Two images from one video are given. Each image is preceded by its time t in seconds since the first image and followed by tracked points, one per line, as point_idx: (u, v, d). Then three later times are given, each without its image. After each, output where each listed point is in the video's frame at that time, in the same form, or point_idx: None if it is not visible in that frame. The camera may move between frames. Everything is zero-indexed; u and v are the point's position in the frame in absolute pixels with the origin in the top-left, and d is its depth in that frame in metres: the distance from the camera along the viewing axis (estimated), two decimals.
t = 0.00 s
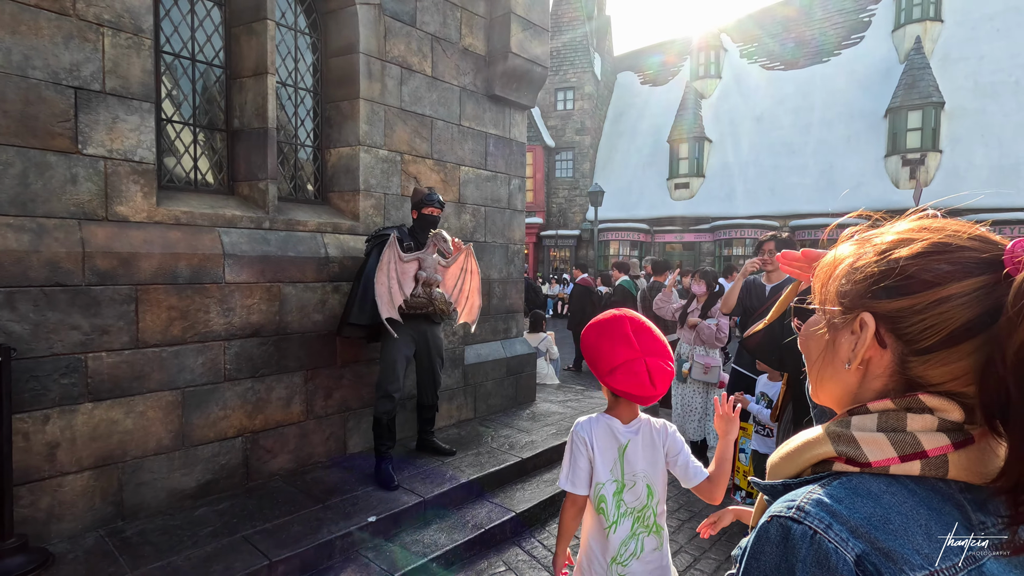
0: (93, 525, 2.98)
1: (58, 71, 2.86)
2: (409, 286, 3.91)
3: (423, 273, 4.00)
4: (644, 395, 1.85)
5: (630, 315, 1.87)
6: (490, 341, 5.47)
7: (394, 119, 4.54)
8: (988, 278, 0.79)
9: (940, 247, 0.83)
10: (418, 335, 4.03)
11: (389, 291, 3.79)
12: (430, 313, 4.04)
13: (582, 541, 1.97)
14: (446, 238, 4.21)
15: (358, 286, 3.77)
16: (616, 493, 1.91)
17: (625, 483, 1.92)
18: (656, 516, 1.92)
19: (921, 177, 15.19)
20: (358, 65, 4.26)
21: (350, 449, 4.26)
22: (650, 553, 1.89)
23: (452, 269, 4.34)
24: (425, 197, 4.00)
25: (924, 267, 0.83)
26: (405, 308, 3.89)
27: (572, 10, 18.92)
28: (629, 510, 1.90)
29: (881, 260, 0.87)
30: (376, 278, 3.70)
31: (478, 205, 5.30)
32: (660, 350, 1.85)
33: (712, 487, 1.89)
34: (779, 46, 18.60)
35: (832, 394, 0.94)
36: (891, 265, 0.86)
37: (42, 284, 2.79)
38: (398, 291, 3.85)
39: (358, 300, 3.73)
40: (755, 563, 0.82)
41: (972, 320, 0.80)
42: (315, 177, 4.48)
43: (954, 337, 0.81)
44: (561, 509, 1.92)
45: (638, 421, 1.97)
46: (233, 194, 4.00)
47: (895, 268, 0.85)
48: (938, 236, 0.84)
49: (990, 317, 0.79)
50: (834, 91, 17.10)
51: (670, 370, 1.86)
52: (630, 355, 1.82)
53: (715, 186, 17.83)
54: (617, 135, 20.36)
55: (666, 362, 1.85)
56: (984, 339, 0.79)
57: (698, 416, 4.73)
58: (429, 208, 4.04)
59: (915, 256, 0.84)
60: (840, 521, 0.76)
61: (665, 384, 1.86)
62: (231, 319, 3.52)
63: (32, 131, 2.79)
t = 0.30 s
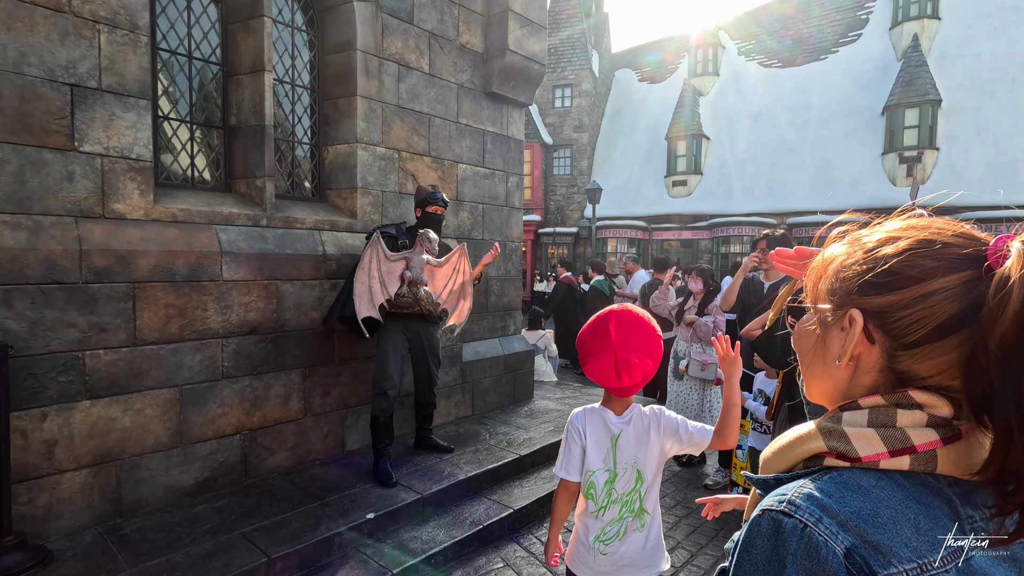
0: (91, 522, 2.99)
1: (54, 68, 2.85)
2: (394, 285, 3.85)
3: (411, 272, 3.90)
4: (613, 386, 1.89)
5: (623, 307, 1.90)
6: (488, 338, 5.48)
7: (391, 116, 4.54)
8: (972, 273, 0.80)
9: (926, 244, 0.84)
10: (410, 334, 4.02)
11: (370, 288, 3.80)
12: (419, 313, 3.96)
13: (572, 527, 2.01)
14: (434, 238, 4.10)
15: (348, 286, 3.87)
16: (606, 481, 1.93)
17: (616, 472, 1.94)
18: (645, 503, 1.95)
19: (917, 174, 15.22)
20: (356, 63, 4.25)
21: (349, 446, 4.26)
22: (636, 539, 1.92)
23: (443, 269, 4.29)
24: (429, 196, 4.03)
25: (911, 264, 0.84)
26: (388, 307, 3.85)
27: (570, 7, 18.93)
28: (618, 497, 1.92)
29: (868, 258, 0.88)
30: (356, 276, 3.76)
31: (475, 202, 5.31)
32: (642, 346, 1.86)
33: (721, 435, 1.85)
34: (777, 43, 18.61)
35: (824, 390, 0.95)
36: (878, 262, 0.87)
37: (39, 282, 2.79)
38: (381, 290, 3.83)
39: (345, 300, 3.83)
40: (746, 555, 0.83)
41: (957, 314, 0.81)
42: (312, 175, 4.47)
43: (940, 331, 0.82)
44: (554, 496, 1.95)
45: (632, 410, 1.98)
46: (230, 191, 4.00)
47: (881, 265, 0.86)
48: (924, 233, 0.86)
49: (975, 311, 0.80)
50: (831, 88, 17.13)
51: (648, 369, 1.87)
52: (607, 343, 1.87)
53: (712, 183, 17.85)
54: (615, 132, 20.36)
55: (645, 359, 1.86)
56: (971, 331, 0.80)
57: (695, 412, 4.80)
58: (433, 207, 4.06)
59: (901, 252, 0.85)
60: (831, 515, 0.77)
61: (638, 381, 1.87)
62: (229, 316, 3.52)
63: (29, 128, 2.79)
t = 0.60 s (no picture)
0: (92, 517, 2.97)
1: (55, 60, 2.83)
2: (380, 282, 3.85)
3: (397, 269, 3.86)
4: (608, 378, 1.88)
5: (609, 298, 1.88)
6: (489, 334, 5.47)
7: (392, 111, 4.51)
8: (989, 243, 0.80)
9: (942, 216, 0.83)
10: (407, 331, 3.99)
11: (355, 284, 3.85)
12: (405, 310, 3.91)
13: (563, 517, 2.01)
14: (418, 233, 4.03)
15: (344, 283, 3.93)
16: (595, 472, 1.92)
17: (605, 463, 1.93)
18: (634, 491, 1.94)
19: (917, 172, 15.21)
20: (357, 57, 4.23)
21: (350, 441, 4.25)
22: (625, 528, 1.91)
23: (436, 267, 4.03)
24: (440, 196, 4.00)
25: (927, 236, 0.83)
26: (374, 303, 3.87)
27: (570, 5, 18.92)
28: (608, 487, 1.91)
29: (884, 233, 0.87)
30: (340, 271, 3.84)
31: (476, 198, 5.29)
32: (632, 335, 1.85)
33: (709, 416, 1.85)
34: (776, 41, 18.59)
35: (843, 369, 0.94)
36: (893, 237, 0.86)
37: (39, 275, 2.76)
38: (367, 285, 3.85)
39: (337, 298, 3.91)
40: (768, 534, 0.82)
41: (975, 285, 0.80)
42: (313, 170, 4.45)
43: (958, 302, 0.81)
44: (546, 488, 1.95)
45: (619, 400, 1.97)
46: (231, 185, 3.98)
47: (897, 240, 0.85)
48: (940, 206, 0.85)
49: (992, 280, 0.79)
50: (831, 86, 17.12)
51: (639, 357, 1.87)
52: (597, 336, 1.85)
53: (712, 181, 17.83)
54: (615, 130, 20.34)
55: (636, 348, 1.86)
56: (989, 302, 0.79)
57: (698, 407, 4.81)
58: (443, 208, 4.04)
59: (916, 226, 0.84)
60: (856, 492, 0.76)
61: (632, 370, 1.87)
62: (230, 311, 3.50)
63: (29, 121, 2.77)
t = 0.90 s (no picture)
0: (87, 516, 2.94)
1: (47, 53, 2.79)
2: (366, 280, 3.82)
3: (383, 266, 3.82)
4: (618, 377, 1.85)
5: (608, 295, 1.87)
6: (487, 332, 5.44)
7: (390, 107, 4.48)
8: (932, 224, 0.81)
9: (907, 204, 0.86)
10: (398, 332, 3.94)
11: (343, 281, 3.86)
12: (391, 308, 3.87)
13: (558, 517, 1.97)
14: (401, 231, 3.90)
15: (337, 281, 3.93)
16: (596, 473, 1.89)
17: (605, 463, 1.90)
18: (632, 489, 1.94)
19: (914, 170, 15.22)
20: (354, 52, 4.20)
21: (348, 440, 4.22)
22: (624, 527, 1.90)
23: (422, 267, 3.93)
24: (437, 196, 3.89)
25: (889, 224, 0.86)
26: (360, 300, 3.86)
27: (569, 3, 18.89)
28: (607, 487, 1.89)
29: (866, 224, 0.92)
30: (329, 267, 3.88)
31: (475, 195, 5.26)
32: (636, 331, 1.85)
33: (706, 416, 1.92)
34: (774, 39, 18.60)
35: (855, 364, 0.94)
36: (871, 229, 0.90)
37: (33, 271, 2.73)
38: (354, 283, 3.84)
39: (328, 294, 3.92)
40: (776, 533, 0.81)
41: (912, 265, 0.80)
42: (309, 167, 4.42)
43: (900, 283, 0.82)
44: (539, 489, 1.89)
45: (618, 400, 1.96)
46: (227, 182, 3.94)
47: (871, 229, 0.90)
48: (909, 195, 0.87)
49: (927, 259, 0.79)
50: (828, 84, 17.13)
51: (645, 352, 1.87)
52: (605, 336, 1.82)
53: (710, 179, 17.83)
54: (613, 128, 20.33)
55: (642, 343, 1.85)
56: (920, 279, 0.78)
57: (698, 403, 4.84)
58: (440, 207, 3.92)
59: (887, 216, 0.89)
60: (867, 489, 0.75)
61: (641, 367, 1.86)
62: (226, 308, 3.47)
63: (22, 115, 2.73)
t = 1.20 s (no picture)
0: (83, 519, 2.92)
1: (42, 52, 2.77)
2: (365, 280, 3.79)
3: (382, 266, 3.79)
4: (594, 379, 1.83)
5: (608, 297, 1.85)
6: (486, 333, 5.43)
7: (388, 107, 4.47)
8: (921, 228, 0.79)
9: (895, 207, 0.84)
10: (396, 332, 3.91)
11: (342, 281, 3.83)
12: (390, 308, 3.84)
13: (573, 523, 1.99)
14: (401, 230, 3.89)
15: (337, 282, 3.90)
16: (600, 478, 1.88)
17: (609, 467, 1.88)
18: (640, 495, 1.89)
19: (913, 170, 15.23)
20: (352, 52, 4.18)
21: (347, 442, 4.21)
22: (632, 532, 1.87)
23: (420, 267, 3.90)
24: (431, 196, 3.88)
25: (878, 227, 0.84)
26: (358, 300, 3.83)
27: (567, 3, 18.89)
28: (613, 492, 1.87)
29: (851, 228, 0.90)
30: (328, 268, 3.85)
31: (473, 195, 5.25)
32: (624, 337, 1.80)
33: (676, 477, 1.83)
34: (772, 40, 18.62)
35: (850, 370, 0.92)
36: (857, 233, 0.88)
37: (27, 272, 2.71)
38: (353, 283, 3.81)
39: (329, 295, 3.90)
40: (771, 542, 0.79)
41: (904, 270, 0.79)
42: (307, 167, 4.40)
43: (894, 289, 0.80)
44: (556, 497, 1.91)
45: (624, 405, 1.91)
46: (224, 182, 3.92)
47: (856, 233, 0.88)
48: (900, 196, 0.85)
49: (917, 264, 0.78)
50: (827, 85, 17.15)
51: (629, 361, 1.81)
52: (588, 335, 1.83)
53: (708, 179, 17.83)
54: (611, 129, 20.33)
55: (626, 351, 1.80)
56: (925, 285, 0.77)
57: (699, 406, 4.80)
58: (434, 207, 3.92)
59: (873, 220, 0.86)
60: (864, 498, 0.74)
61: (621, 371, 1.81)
62: (223, 309, 3.45)
63: (16, 115, 2.71)
